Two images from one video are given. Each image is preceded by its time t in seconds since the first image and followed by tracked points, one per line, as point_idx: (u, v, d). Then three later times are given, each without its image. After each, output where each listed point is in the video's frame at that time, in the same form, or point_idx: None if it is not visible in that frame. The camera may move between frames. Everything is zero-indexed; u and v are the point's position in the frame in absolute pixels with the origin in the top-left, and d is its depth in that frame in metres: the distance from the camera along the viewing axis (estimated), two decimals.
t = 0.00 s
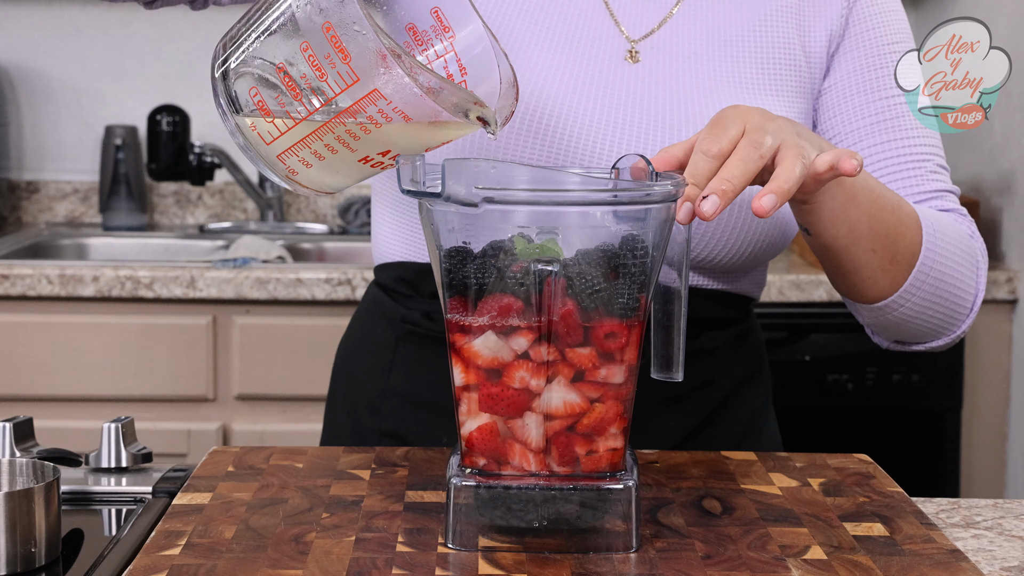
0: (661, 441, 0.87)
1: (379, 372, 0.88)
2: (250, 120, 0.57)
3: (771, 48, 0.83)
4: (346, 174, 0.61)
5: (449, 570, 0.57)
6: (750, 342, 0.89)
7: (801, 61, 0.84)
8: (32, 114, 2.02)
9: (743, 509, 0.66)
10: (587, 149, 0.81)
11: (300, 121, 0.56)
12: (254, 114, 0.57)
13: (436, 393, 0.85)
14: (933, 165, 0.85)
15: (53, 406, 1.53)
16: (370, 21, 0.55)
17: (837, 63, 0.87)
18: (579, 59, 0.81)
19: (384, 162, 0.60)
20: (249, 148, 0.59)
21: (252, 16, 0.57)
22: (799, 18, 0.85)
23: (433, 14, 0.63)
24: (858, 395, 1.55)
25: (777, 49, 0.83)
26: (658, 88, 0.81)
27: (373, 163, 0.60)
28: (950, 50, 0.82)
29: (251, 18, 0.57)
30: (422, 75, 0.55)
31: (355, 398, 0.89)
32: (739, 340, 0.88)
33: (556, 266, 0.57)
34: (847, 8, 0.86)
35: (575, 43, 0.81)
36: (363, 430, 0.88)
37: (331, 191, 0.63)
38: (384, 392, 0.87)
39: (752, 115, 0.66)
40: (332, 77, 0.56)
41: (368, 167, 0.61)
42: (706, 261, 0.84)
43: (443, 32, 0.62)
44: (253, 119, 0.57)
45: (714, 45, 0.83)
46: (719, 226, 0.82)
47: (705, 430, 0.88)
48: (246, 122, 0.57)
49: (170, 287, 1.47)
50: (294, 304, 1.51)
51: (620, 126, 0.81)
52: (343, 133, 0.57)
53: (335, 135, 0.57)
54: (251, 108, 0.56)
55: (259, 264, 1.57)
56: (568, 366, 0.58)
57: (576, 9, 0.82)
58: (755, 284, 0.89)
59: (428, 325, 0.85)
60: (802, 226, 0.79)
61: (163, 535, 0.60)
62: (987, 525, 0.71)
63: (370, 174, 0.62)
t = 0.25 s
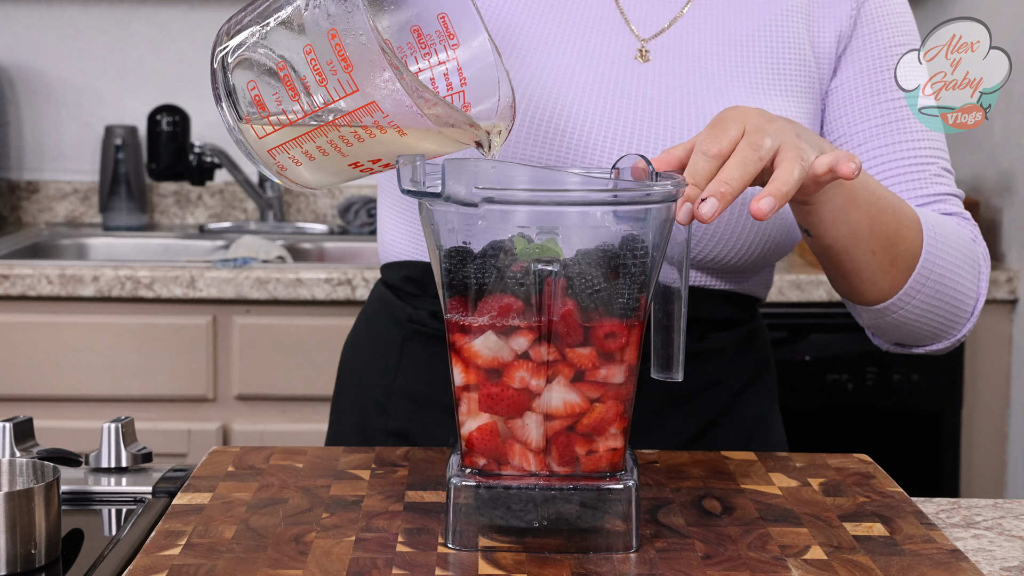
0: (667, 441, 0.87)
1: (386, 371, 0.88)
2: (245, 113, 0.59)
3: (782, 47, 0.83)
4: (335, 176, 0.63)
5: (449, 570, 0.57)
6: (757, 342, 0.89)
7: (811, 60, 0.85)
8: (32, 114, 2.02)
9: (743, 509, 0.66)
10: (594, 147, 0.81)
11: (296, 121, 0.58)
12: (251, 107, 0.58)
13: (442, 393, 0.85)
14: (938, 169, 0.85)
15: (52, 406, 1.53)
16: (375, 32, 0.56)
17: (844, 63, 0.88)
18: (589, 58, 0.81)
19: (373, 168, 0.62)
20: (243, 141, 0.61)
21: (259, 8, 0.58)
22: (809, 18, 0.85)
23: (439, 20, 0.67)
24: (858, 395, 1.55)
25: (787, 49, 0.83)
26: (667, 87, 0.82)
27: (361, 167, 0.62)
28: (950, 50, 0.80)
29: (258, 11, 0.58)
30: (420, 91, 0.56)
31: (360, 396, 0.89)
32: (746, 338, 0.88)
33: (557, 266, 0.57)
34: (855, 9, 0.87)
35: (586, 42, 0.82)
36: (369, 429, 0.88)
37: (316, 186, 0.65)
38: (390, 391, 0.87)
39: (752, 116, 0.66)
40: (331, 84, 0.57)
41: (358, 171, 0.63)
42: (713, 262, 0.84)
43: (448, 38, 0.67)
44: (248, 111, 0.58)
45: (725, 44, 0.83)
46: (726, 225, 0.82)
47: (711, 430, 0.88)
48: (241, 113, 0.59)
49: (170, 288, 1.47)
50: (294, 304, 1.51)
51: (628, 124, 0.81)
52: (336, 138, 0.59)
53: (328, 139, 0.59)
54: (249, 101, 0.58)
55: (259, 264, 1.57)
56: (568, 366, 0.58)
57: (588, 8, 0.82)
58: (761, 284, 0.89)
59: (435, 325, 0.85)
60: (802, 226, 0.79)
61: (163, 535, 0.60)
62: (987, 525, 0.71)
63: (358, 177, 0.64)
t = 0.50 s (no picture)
0: (669, 441, 0.87)
1: (387, 371, 0.88)
2: (239, 117, 0.59)
3: (782, 47, 0.83)
4: (326, 177, 0.63)
5: (449, 570, 0.57)
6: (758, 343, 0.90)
7: (813, 59, 0.84)
8: (32, 114, 2.02)
9: (743, 509, 0.66)
10: (593, 147, 0.81)
11: (289, 121, 0.59)
12: (245, 109, 0.59)
13: (445, 393, 0.85)
14: (941, 171, 0.84)
15: (52, 407, 1.53)
16: (367, 33, 0.57)
17: (847, 64, 0.87)
18: (590, 58, 0.81)
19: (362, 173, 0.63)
20: (237, 143, 0.61)
21: (251, 10, 0.59)
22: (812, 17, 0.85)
23: (434, 23, 0.67)
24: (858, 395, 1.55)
25: (787, 49, 0.83)
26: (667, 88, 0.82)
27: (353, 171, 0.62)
28: (950, 50, 0.86)
29: (250, 12, 0.59)
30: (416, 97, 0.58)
31: (363, 396, 0.89)
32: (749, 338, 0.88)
33: (557, 266, 0.57)
34: (859, 9, 0.86)
35: (587, 42, 0.82)
36: (371, 430, 0.88)
37: (308, 189, 0.65)
38: (391, 391, 0.87)
39: (753, 117, 0.65)
40: (323, 86, 0.58)
41: (350, 174, 0.63)
42: (714, 263, 0.84)
43: (443, 41, 0.67)
44: (241, 113, 0.59)
45: (725, 44, 0.83)
46: (729, 227, 0.82)
47: (714, 431, 0.88)
48: (234, 116, 0.59)
49: (170, 287, 1.47)
50: (294, 304, 1.51)
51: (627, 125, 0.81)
52: (328, 139, 0.59)
53: (321, 140, 0.59)
54: (242, 103, 0.59)
55: (259, 264, 1.57)
56: (568, 366, 0.58)
57: (590, 8, 0.82)
58: (764, 284, 0.89)
59: (437, 326, 0.85)
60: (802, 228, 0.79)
61: (163, 535, 0.60)
62: (987, 525, 0.71)
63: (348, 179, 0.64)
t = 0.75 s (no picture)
0: (667, 442, 0.87)
1: (385, 371, 0.88)
2: (232, 114, 0.59)
3: (779, 47, 0.83)
4: (323, 171, 0.63)
5: (449, 569, 0.57)
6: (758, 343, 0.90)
7: (811, 59, 0.84)
8: (32, 114, 2.02)
9: (744, 509, 0.66)
10: (591, 148, 0.81)
11: (281, 114, 0.58)
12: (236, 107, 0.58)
13: (443, 394, 0.85)
14: (938, 173, 0.84)
15: (52, 407, 1.53)
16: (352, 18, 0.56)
17: (845, 64, 0.87)
18: (587, 58, 0.81)
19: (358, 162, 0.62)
20: (233, 141, 0.61)
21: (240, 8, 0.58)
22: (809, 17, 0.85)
23: (425, 15, 0.65)
24: (858, 395, 1.55)
25: (786, 49, 0.83)
26: (664, 88, 0.82)
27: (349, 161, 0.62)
28: (951, 49, 0.87)
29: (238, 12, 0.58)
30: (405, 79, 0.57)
31: (361, 395, 0.89)
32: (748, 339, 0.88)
33: (557, 266, 0.57)
34: (857, 9, 0.85)
35: (584, 42, 0.82)
36: (369, 429, 0.88)
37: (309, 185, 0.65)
38: (390, 392, 0.87)
39: (753, 118, 0.66)
40: (313, 76, 0.57)
41: (346, 165, 0.62)
42: (714, 264, 0.84)
43: (434, 32, 0.65)
44: (234, 110, 0.58)
45: (723, 44, 0.83)
46: (727, 227, 0.82)
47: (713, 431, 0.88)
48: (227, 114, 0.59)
49: (170, 287, 1.47)
50: (294, 304, 1.51)
51: (625, 125, 0.81)
52: (321, 130, 0.59)
53: (313, 132, 0.59)
54: (233, 100, 0.58)
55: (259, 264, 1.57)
56: (568, 366, 0.58)
57: (587, 8, 0.82)
58: (763, 285, 0.89)
59: (436, 326, 0.85)
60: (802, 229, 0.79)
61: (163, 535, 0.60)
62: (987, 525, 0.71)
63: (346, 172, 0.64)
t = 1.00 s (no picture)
0: (661, 442, 0.87)
1: (381, 372, 0.88)
2: (272, 139, 0.54)
3: (772, 45, 0.83)
4: (386, 166, 0.57)
5: (449, 569, 0.57)
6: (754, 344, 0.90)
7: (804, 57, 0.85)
8: (32, 114, 2.02)
9: (743, 509, 0.66)
10: (588, 149, 0.81)
11: (316, 118, 0.53)
12: (270, 132, 0.54)
13: (438, 396, 0.85)
14: (932, 172, 0.85)
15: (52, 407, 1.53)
16: None
17: (837, 63, 0.88)
18: (578, 58, 0.82)
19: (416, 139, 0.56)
20: (286, 169, 0.56)
21: (246, 42, 0.56)
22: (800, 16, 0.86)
23: None
24: (858, 395, 1.55)
25: (782, 48, 0.84)
26: (657, 88, 0.82)
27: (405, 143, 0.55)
28: (951, 49, 0.79)
29: (246, 45, 0.56)
30: (410, 25, 0.51)
31: (356, 395, 0.89)
32: (742, 339, 0.89)
33: (557, 266, 0.57)
34: (848, 7, 0.86)
35: (575, 43, 0.82)
36: (364, 430, 0.88)
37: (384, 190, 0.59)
38: (385, 392, 0.87)
39: (755, 120, 0.65)
40: (328, 62, 0.52)
41: (402, 146, 0.56)
42: (710, 264, 0.84)
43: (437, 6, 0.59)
44: (272, 134, 0.54)
45: (714, 43, 0.83)
46: (723, 227, 0.82)
47: (708, 432, 0.88)
48: (268, 140, 0.55)
49: (170, 288, 1.47)
50: (294, 304, 1.51)
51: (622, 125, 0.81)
52: (359, 114, 0.53)
53: (352, 120, 0.53)
54: (267, 125, 0.54)
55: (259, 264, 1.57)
56: (568, 366, 0.58)
57: (577, 9, 0.82)
58: (758, 284, 0.89)
59: (431, 327, 0.85)
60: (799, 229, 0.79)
61: (163, 535, 0.60)
62: (987, 525, 0.71)
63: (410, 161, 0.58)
